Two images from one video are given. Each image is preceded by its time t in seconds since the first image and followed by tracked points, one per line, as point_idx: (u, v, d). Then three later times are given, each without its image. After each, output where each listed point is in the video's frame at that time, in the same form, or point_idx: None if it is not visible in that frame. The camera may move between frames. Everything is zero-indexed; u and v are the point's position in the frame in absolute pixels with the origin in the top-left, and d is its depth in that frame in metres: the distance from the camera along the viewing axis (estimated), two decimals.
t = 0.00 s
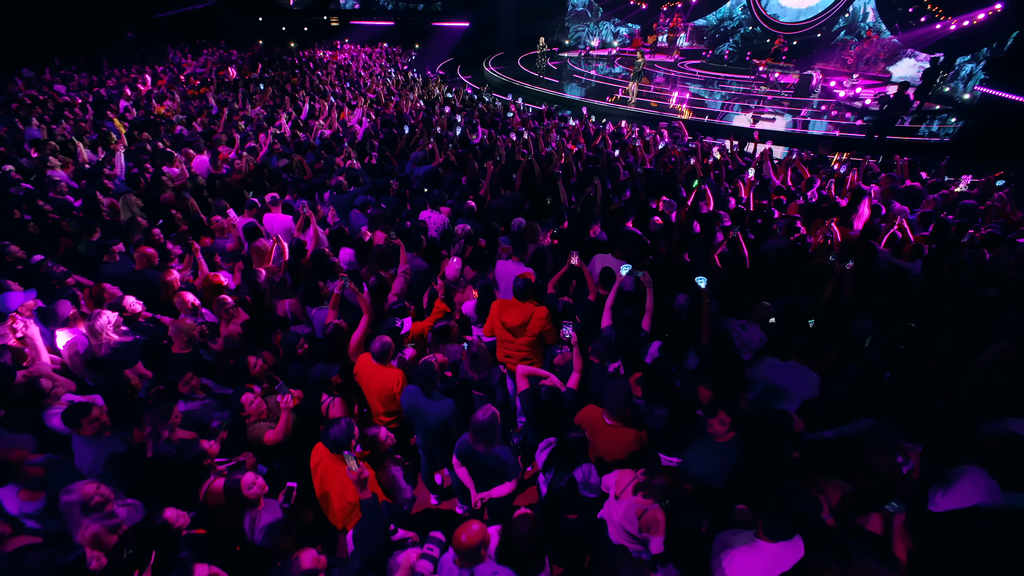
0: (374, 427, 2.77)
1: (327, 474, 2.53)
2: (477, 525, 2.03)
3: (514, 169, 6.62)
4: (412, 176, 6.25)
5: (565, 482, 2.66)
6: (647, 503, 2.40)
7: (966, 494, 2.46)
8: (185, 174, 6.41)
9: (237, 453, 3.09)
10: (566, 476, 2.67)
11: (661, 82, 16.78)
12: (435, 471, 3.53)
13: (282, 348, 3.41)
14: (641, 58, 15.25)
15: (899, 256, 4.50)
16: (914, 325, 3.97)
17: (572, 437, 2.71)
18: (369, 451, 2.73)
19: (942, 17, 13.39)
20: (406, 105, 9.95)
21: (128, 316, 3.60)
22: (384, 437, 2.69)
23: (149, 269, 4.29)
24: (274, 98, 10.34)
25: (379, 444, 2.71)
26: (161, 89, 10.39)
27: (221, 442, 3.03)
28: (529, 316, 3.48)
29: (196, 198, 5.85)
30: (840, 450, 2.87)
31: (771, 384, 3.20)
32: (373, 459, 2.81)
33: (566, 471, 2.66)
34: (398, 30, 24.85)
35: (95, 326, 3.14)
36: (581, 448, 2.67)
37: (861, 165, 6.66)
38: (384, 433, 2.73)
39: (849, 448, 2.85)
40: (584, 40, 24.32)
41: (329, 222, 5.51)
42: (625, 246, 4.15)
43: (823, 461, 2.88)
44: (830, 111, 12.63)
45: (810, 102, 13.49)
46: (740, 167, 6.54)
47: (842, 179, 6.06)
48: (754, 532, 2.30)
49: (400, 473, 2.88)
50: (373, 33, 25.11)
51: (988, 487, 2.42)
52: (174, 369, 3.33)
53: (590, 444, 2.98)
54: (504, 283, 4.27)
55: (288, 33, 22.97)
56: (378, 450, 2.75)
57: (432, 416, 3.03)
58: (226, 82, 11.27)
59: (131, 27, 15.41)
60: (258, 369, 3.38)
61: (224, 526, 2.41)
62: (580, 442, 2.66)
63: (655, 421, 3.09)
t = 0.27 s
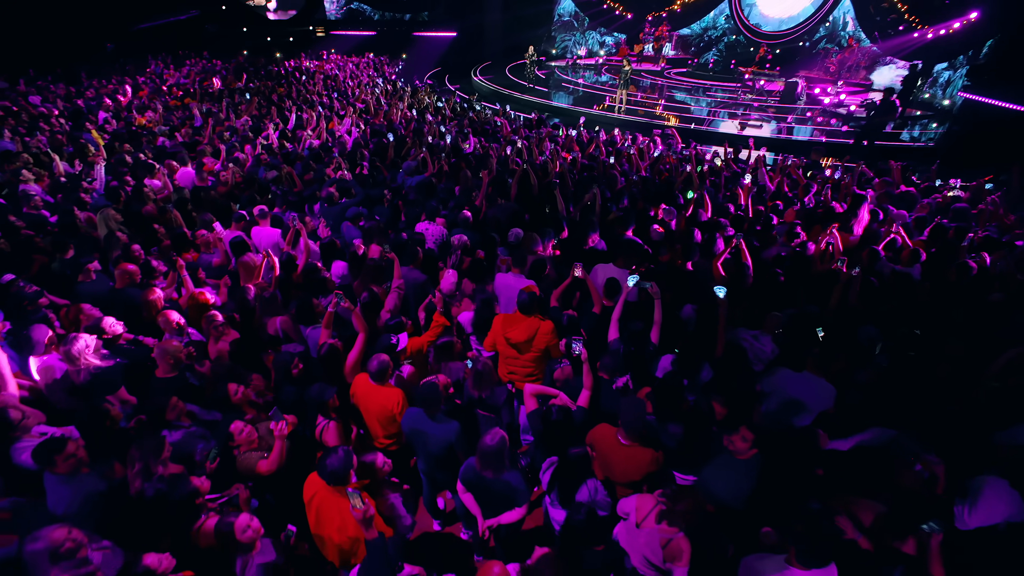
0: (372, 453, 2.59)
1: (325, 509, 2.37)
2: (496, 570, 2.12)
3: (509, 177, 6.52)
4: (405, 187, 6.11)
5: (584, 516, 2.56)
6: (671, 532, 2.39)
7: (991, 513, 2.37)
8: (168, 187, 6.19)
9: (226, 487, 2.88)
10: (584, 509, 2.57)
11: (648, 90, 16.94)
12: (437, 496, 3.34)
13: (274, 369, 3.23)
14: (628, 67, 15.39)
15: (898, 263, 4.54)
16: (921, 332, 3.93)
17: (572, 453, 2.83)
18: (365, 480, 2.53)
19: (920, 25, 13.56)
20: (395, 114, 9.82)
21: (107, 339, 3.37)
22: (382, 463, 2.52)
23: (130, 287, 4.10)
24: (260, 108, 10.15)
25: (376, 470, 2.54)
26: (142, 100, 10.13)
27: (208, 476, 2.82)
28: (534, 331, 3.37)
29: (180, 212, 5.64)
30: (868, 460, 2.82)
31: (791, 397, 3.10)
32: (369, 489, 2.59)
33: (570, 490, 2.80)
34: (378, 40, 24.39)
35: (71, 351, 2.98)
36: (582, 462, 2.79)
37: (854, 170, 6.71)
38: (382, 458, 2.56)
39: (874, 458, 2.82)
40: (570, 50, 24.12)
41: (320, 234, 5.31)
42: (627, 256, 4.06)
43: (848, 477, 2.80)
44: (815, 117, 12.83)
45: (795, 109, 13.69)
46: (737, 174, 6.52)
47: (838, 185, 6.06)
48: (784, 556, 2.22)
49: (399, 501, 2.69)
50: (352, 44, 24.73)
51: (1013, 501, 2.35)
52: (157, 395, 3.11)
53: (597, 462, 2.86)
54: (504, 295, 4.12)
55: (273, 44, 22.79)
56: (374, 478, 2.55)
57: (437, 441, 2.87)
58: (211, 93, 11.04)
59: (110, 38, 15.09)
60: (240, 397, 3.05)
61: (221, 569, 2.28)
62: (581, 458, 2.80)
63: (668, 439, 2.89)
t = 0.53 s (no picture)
0: (367, 481, 2.48)
1: (322, 546, 2.22)
2: None
3: (505, 189, 6.45)
4: (400, 200, 5.98)
5: (619, 548, 2.67)
6: (698, 561, 2.41)
7: (1001, 523, 2.45)
8: (152, 202, 5.99)
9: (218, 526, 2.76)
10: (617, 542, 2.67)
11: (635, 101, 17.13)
12: (441, 523, 3.13)
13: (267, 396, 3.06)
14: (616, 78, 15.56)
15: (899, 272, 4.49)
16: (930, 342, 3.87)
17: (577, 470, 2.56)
18: (360, 511, 2.38)
19: (897, 37, 13.95)
20: (386, 127, 9.70)
21: (88, 366, 3.18)
22: (377, 492, 2.41)
23: (112, 308, 3.88)
24: (247, 121, 9.98)
25: (372, 500, 2.41)
26: (125, 113, 9.90)
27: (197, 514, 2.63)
28: (542, 349, 3.26)
29: (166, 229, 5.44)
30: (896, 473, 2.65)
31: (810, 412, 3.00)
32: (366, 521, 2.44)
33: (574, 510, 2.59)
34: (360, 52, 25.00)
35: (48, 380, 2.74)
36: (586, 479, 2.54)
37: (846, 179, 6.73)
38: (377, 487, 2.45)
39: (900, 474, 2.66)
40: (557, 62, 24.84)
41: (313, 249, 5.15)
42: (632, 268, 3.90)
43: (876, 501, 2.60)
44: (801, 126, 13.04)
45: (781, 119, 13.90)
46: (733, 183, 6.52)
47: (833, 193, 6.07)
48: None
49: (397, 531, 2.62)
50: (329, 57, 25.02)
51: None
52: (142, 425, 2.92)
53: (618, 485, 2.77)
54: (507, 311, 4.02)
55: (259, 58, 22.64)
56: (370, 508, 2.42)
57: (443, 469, 2.71)
58: (196, 106, 10.83)
59: (91, 52, 14.79)
60: (226, 429, 2.84)
61: None
62: (586, 475, 2.54)
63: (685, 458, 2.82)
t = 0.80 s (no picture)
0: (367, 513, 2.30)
1: None
2: None
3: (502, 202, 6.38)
4: (395, 214, 5.86)
5: None
6: None
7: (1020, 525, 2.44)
8: (137, 219, 5.79)
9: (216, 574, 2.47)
10: None
11: (623, 114, 17.34)
12: (448, 554, 2.86)
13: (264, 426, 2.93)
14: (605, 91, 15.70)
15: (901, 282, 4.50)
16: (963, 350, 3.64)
17: (592, 496, 2.34)
18: (360, 545, 2.22)
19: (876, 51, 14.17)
20: (378, 141, 9.59)
21: (68, 397, 2.94)
22: (379, 525, 2.23)
23: (94, 331, 3.65)
24: (235, 135, 9.79)
25: (373, 534, 2.24)
26: (107, 128, 9.62)
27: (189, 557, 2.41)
28: (552, 367, 3.15)
29: (151, 247, 5.25)
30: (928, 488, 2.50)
31: (829, 430, 3.00)
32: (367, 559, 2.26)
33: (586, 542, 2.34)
34: (344, 66, 25.19)
35: (25, 415, 2.57)
36: (603, 507, 2.32)
37: (842, 190, 6.82)
38: (378, 520, 2.26)
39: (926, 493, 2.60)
40: (545, 76, 23.88)
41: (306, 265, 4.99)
42: (638, 281, 3.83)
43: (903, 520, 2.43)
44: (787, 137, 13.27)
45: (768, 130, 14.12)
46: (732, 195, 6.51)
47: (829, 203, 6.10)
48: None
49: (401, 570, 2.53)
50: (314, 70, 24.88)
51: None
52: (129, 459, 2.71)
53: (640, 511, 2.63)
54: (512, 328, 3.89)
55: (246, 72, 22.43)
56: (371, 542, 2.24)
57: (453, 500, 2.55)
58: (181, 120, 10.60)
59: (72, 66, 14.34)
60: (218, 465, 2.64)
61: None
62: (602, 502, 2.32)
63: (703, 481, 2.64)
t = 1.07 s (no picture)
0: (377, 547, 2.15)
1: None
2: None
3: (500, 215, 6.31)
4: (390, 228, 5.75)
5: None
6: None
7: None
8: (120, 237, 5.57)
9: None
10: None
11: (612, 126, 17.53)
12: None
13: (261, 456, 2.64)
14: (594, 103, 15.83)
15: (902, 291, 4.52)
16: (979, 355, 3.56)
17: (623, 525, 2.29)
18: None
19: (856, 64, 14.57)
20: (369, 155, 9.48)
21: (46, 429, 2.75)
22: (390, 561, 2.08)
23: (73, 357, 3.45)
24: (222, 149, 9.58)
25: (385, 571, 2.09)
26: (88, 143, 9.34)
27: None
28: (563, 386, 3.04)
29: (136, 265, 5.03)
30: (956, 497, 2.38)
31: (849, 440, 2.96)
32: None
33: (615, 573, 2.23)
34: (327, 80, 25.14)
35: None
36: (637, 537, 2.24)
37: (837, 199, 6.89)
38: (390, 555, 2.12)
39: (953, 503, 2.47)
40: (533, 90, 23.99)
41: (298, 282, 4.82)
42: (645, 294, 3.76)
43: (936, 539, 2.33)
44: (773, 148, 13.51)
45: (755, 141, 14.37)
46: (729, 205, 6.51)
47: (824, 212, 6.14)
48: None
49: None
50: (298, 84, 24.83)
51: None
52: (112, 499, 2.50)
53: (660, 536, 2.52)
54: (517, 346, 3.77)
55: (232, 87, 22.18)
56: None
57: (467, 532, 2.39)
58: (165, 134, 10.37)
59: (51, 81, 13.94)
60: (215, 502, 2.66)
61: None
62: (636, 532, 2.25)
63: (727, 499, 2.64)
